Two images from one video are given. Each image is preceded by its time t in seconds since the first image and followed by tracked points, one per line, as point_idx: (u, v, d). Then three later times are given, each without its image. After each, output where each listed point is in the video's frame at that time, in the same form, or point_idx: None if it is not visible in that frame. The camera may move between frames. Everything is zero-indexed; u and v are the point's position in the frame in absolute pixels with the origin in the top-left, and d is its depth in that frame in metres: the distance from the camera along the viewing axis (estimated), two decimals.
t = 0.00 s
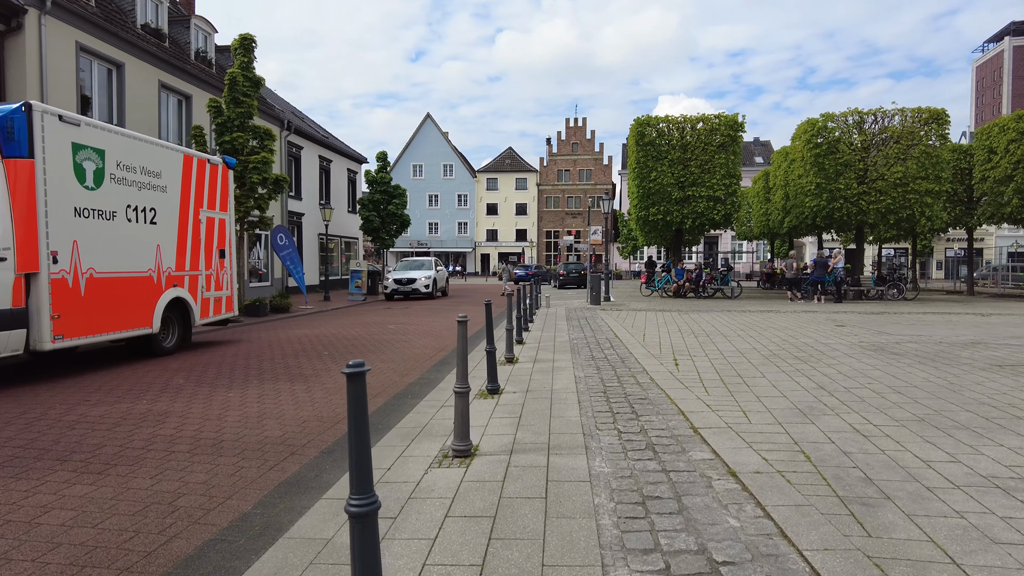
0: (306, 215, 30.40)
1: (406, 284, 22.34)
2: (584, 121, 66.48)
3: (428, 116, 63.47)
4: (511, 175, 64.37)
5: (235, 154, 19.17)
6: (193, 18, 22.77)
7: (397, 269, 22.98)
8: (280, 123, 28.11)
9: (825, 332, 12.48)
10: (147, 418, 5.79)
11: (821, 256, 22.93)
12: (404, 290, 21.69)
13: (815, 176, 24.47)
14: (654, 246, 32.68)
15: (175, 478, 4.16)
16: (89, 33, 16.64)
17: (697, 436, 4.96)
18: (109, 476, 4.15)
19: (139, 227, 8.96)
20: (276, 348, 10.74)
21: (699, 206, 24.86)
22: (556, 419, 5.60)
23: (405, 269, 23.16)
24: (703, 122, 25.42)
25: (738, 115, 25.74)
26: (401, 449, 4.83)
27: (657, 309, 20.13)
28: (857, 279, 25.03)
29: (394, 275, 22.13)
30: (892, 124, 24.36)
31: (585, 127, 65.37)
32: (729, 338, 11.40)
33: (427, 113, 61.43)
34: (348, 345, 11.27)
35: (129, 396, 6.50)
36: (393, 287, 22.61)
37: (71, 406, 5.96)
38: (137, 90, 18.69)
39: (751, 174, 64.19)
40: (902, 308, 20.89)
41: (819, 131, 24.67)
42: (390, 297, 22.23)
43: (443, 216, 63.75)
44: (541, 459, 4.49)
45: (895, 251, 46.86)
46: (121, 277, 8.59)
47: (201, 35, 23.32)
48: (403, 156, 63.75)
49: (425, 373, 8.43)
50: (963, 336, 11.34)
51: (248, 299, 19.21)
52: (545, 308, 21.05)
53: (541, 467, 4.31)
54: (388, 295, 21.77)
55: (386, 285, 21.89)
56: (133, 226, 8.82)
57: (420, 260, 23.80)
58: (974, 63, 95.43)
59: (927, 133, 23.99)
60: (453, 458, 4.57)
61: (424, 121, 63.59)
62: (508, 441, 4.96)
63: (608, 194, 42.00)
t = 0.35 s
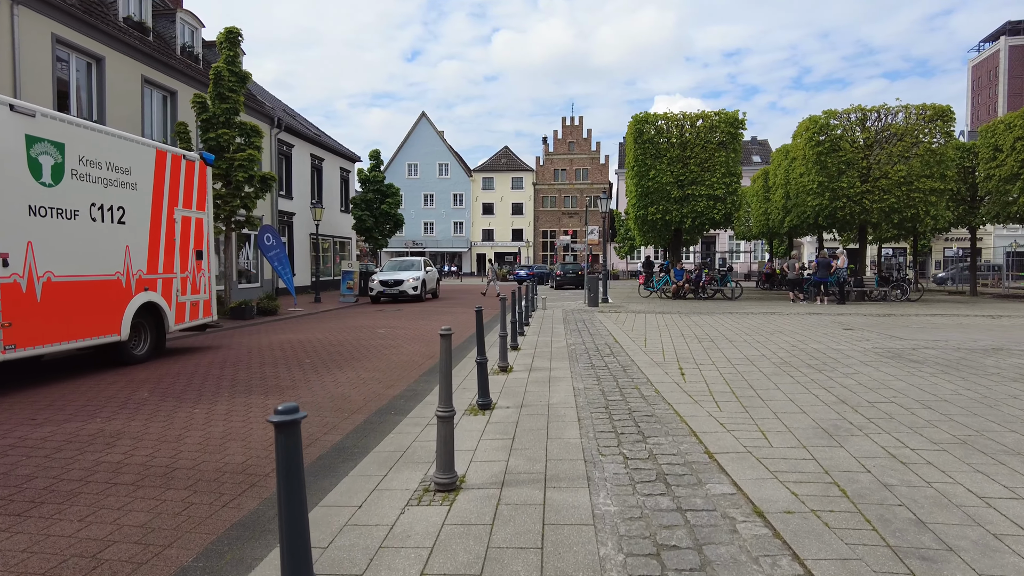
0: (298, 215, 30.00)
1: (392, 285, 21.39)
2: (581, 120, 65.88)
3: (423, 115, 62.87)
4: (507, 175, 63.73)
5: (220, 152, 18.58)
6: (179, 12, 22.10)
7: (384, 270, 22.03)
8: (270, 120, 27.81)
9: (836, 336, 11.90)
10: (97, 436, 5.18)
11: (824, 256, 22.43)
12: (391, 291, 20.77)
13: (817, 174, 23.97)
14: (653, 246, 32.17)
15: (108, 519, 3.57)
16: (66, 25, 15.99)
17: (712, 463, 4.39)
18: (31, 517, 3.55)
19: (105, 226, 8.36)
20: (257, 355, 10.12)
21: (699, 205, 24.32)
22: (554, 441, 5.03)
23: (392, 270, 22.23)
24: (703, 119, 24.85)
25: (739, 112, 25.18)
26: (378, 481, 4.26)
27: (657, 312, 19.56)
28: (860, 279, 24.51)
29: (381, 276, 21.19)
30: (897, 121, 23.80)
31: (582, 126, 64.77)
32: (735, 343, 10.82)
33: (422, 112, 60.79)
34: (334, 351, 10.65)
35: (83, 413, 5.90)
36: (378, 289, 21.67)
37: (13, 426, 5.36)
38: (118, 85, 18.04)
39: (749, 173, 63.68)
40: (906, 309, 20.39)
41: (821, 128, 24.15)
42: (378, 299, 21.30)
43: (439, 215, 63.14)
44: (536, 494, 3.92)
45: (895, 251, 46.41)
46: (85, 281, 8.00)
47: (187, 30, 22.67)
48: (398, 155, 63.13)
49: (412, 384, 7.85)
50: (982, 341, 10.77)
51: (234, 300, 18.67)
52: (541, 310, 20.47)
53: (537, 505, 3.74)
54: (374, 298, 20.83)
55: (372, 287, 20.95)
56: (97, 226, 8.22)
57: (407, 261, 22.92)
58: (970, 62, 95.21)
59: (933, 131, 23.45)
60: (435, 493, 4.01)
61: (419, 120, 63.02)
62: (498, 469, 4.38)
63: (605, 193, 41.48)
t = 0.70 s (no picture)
0: (291, 213, 29.67)
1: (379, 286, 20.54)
2: (580, 118, 65.31)
3: (420, 113, 62.28)
4: (505, 173, 63.13)
5: (207, 147, 17.98)
6: (166, 4, 21.47)
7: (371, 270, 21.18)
8: (262, 117, 27.51)
9: (849, 339, 11.32)
10: (34, 458, 4.57)
11: (830, 256, 21.90)
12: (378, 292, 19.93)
13: (822, 172, 23.43)
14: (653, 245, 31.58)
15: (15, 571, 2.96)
16: (44, 14, 15.37)
17: (737, 495, 3.80)
18: None
19: (66, 222, 7.74)
20: (235, 361, 9.48)
21: (701, 203, 23.75)
22: (552, 465, 4.44)
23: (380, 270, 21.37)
24: (704, 115, 24.26)
25: (742, 108, 24.61)
26: (348, 517, 3.66)
27: (658, 312, 18.98)
28: (866, 279, 23.96)
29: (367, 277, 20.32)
30: (904, 117, 23.24)
31: (581, 124, 64.20)
32: (744, 347, 10.22)
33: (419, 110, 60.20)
34: (318, 356, 10.02)
35: (27, 428, 5.29)
36: (366, 289, 20.84)
37: None
38: (101, 77, 17.41)
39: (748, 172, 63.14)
40: (915, 310, 19.85)
41: (826, 125, 23.61)
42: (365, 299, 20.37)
43: (436, 214, 62.55)
44: (532, 535, 3.32)
45: (896, 250, 45.89)
46: (43, 281, 7.38)
47: (176, 23, 22.04)
48: (395, 154, 62.53)
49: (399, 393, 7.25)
50: (1005, 345, 10.20)
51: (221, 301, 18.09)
52: (540, 310, 19.88)
53: (533, 551, 3.13)
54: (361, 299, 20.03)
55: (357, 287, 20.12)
56: (56, 221, 7.60)
57: (397, 260, 22.07)
58: (969, 62, 94.76)
59: (941, 127, 22.90)
60: (412, 533, 3.40)
61: (416, 118, 62.43)
62: (489, 502, 3.77)
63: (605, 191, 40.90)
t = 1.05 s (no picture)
0: (282, 212, 29.14)
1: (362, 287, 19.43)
2: (577, 117, 64.79)
3: (416, 112, 61.69)
4: (502, 172, 62.54)
5: (192, 142, 17.37)
6: None
7: (355, 270, 20.20)
8: (252, 113, 26.90)
9: (860, 342, 10.78)
10: None
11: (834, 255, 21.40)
12: (361, 294, 19.00)
13: (825, 169, 22.92)
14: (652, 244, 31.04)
15: None
16: (19, 4, 14.74)
17: (764, 532, 3.23)
18: None
19: (19, 217, 7.12)
20: (211, 366, 8.86)
21: (702, 201, 23.21)
22: (547, 493, 3.87)
23: (364, 270, 20.36)
24: (704, 111, 23.72)
25: (743, 104, 24.06)
26: (304, 561, 3.09)
27: (658, 313, 18.42)
28: (870, 278, 23.47)
29: (349, 278, 19.35)
30: (909, 112, 22.74)
31: (578, 123, 63.69)
32: (751, 351, 9.67)
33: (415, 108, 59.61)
34: (300, 361, 9.43)
35: None
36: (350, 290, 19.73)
37: None
38: (81, 70, 16.78)
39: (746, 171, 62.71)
40: (921, 310, 19.37)
41: (830, 121, 23.11)
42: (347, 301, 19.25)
43: (432, 213, 61.94)
44: None
45: (896, 250, 45.47)
46: None
47: (162, 16, 21.41)
48: (391, 152, 61.92)
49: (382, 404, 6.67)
50: None
51: (206, 302, 17.51)
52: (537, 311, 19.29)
53: None
54: (344, 301, 19.19)
55: (339, 288, 19.21)
56: (7, 215, 6.98)
57: (383, 258, 20.99)
58: (966, 62, 94.59)
59: (948, 123, 22.42)
60: None
61: (412, 116, 61.83)
62: (472, 542, 3.19)
63: (602, 189, 40.33)
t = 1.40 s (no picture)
0: (274, 211, 28.55)
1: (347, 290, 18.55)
2: (576, 116, 64.21)
3: (413, 110, 61.08)
4: (500, 172, 61.93)
5: (177, 139, 16.75)
6: None
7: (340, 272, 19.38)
8: (243, 110, 26.28)
9: (877, 347, 10.15)
10: None
11: (840, 255, 20.82)
12: (344, 297, 18.17)
13: (831, 167, 22.37)
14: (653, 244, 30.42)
15: None
16: None
17: None
18: None
19: None
20: (184, 375, 8.22)
21: (704, 200, 22.62)
22: (545, 540, 3.26)
23: (350, 271, 19.53)
24: (707, 107, 23.14)
25: (747, 100, 23.47)
26: None
27: (660, 315, 17.81)
28: (877, 279, 22.87)
29: (332, 280, 18.52)
30: (918, 109, 22.15)
31: (577, 122, 63.10)
32: (763, 358, 9.05)
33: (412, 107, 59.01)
34: (282, 370, 8.79)
35: None
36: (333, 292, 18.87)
37: None
38: (61, 63, 16.15)
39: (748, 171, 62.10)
40: (932, 312, 18.78)
41: (835, 119, 22.57)
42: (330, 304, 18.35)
43: (429, 213, 61.32)
44: None
45: (899, 251, 44.88)
46: None
47: (149, 9, 20.77)
48: (388, 152, 61.32)
49: (363, 422, 6.05)
50: None
51: (191, 304, 16.89)
52: (535, 313, 18.66)
53: None
54: (328, 304, 18.40)
55: (321, 291, 18.40)
56: None
57: (370, 259, 20.13)
58: (966, 62, 94.12)
59: (957, 120, 21.84)
60: None
61: (409, 115, 61.23)
62: None
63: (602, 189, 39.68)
